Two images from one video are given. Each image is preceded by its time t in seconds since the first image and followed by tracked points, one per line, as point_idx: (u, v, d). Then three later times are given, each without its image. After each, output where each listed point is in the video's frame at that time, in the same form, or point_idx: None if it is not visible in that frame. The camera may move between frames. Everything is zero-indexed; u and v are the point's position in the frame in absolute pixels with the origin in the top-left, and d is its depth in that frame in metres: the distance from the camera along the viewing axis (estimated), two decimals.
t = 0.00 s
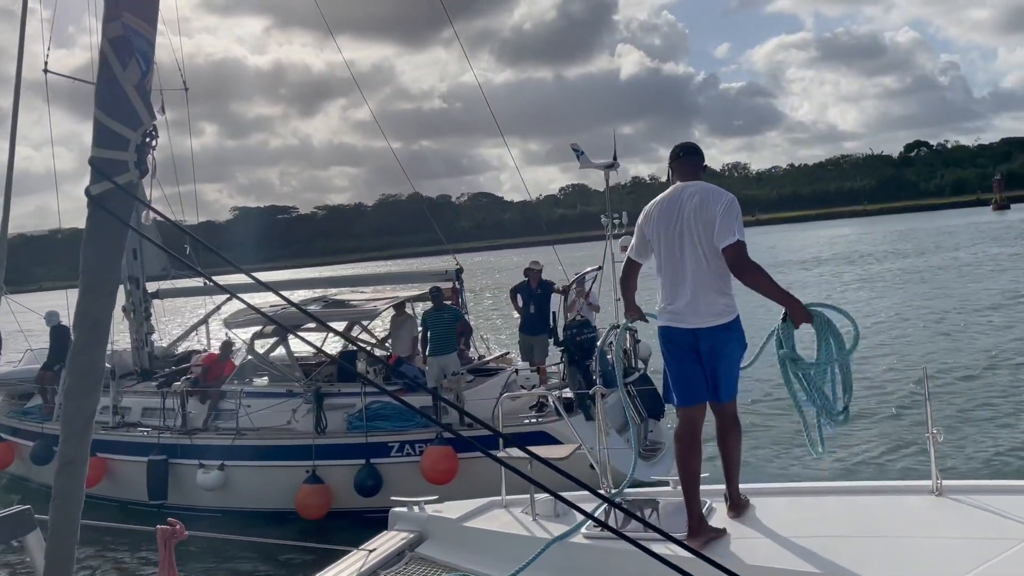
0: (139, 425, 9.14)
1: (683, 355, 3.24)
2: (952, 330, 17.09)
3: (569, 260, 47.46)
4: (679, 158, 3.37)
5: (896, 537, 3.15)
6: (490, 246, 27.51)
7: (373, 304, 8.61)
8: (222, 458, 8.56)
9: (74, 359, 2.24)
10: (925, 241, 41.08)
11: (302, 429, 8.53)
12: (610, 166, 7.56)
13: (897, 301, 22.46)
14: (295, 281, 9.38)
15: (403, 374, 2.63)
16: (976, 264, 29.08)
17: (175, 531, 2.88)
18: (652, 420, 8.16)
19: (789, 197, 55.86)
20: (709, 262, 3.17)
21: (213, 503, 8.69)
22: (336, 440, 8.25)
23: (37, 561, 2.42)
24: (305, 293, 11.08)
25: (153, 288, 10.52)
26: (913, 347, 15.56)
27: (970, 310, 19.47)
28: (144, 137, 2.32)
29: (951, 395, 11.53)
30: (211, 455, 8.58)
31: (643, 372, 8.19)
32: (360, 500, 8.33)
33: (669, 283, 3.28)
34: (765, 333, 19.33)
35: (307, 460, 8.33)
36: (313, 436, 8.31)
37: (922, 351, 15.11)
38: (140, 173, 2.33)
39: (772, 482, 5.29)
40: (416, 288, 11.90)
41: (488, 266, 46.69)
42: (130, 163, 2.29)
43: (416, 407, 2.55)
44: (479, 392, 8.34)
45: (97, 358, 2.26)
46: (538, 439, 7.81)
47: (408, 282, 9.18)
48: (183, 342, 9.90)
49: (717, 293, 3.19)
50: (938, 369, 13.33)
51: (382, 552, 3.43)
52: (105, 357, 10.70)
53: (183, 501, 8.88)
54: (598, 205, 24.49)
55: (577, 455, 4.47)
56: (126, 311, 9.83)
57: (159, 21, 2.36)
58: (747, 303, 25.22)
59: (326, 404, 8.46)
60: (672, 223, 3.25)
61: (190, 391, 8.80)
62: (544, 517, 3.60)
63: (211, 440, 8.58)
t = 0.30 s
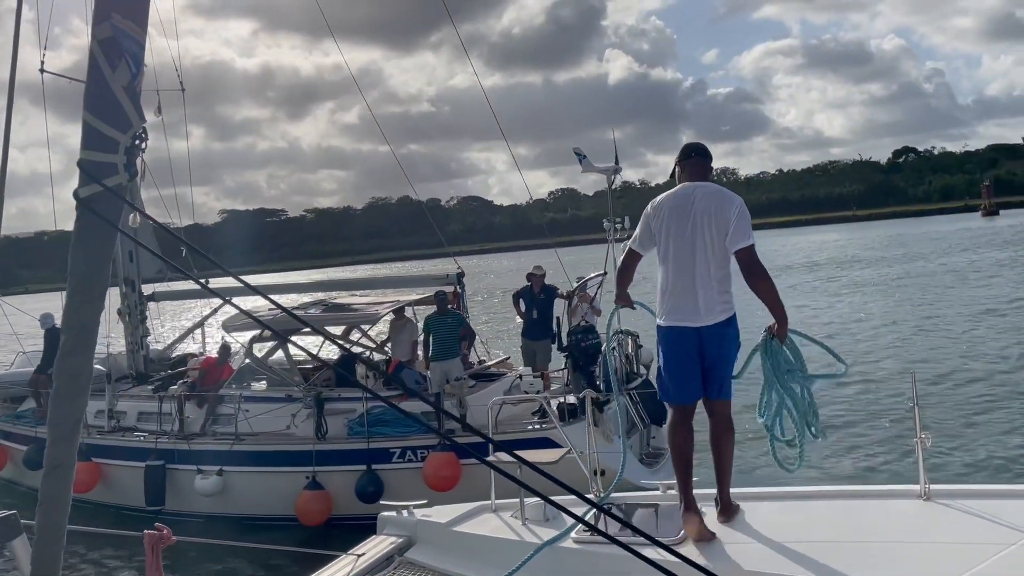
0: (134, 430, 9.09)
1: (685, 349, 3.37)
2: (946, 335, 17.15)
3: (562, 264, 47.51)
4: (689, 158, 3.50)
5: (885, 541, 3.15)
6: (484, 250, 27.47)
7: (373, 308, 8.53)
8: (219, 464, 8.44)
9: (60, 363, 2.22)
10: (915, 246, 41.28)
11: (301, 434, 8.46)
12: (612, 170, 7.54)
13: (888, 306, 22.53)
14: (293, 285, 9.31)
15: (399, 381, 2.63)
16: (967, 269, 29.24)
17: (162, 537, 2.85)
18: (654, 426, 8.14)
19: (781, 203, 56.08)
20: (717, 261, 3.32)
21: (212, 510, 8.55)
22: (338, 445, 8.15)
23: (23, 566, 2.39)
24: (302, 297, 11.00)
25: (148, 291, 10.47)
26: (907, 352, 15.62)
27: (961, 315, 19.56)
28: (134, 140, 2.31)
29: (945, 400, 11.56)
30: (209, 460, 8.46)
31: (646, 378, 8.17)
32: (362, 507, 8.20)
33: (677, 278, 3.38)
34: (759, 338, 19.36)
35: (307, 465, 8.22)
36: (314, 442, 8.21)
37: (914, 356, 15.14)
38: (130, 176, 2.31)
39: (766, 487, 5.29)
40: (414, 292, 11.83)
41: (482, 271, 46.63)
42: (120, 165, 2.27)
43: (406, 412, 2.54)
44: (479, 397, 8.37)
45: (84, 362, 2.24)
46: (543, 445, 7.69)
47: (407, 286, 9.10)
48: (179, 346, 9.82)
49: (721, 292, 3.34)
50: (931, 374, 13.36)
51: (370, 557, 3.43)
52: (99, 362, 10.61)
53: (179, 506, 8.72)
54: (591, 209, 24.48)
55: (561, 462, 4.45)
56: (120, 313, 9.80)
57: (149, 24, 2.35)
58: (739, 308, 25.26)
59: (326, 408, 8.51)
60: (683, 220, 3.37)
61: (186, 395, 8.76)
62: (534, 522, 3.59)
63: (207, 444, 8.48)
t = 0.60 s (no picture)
0: (136, 434, 8.97)
1: (684, 351, 3.40)
2: (943, 341, 17.20)
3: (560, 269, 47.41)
4: (696, 163, 3.52)
5: (876, 548, 3.15)
6: (483, 254, 27.36)
7: (381, 312, 8.40)
8: (224, 469, 8.34)
9: (54, 366, 2.20)
10: (912, 253, 41.29)
11: (306, 440, 8.33)
12: (618, 175, 7.53)
13: (887, 312, 22.49)
14: (294, 288, 9.22)
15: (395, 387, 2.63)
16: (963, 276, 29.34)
17: (154, 540, 2.84)
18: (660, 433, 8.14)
19: (777, 208, 56.24)
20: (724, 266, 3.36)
21: (216, 515, 8.51)
22: (344, 451, 8.04)
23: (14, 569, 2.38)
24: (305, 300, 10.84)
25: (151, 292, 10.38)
26: (905, 358, 15.65)
27: (959, 322, 19.53)
28: (129, 142, 2.30)
29: (942, 406, 11.58)
30: (214, 466, 8.37)
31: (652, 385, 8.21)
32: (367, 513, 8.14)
33: (683, 281, 3.39)
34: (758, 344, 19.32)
35: (313, 471, 8.12)
36: (319, 447, 8.08)
37: (913, 362, 15.12)
38: (125, 178, 2.30)
39: (765, 492, 5.28)
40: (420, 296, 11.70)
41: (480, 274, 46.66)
42: (115, 168, 2.26)
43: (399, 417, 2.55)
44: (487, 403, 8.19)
45: (78, 365, 2.22)
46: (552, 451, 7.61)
47: (414, 291, 8.94)
48: (181, 349, 9.68)
49: (725, 296, 3.39)
50: (931, 381, 13.32)
51: (363, 562, 3.41)
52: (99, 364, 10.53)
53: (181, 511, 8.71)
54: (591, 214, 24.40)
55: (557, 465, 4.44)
56: (122, 315, 9.74)
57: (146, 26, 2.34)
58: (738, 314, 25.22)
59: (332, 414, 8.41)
60: (692, 223, 3.38)
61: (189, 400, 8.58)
62: (527, 526, 3.59)
63: (213, 450, 8.35)
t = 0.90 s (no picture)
0: (144, 436, 8.93)
1: (685, 356, 3.40)
2: (948, 347, 17.18)
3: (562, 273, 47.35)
4: (697, 171, 3.52)
5: (874, 556, 3.14)
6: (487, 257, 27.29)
7: (392, 316, 8.28)
8: (234, 473, 8.26)
9: (51, 368, 2.19)
10: (914, 259, 41.26)
11: (316, 444, 8.27)
12: (632, 179, 7.50)
13: (891, 318, 22.45)
14: (304, 291, 9.16)
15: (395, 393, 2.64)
16: (968, 282, 29.29)
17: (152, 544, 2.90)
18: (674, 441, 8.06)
19: (779, 214, 56.30)
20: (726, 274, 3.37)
21: (225, 520, 8.40)
22: (354, 456, 8.00)
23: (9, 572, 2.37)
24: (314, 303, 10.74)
25: (158, 295, 10.36)
26: (911, 364, 15.63)
27: (965, 329, 19.45)
28: (128, 145, 2.29)
29: (948, 413, 11.55)
30: (223, 469, 8.29)
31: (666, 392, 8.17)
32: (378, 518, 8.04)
33: (687, 289, 3.39)
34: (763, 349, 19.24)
35: (324, 477, 8.06)
36: (330, 453, 8.06)
37: (920, 369, 15.04)
38: (124, 180, 2.29)
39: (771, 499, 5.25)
40: (429, 300, 11.62)
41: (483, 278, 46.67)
42: (115, 170, 2.26)
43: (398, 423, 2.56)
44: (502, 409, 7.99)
45: (76, 367, 2.21)
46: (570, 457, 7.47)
47: (423, 295, 8.80)
48: (188, 352, 9.66)
49: (727, 303, 3.40)
50: (937, 388, 13.27)
51: (359, 567, 3.40)
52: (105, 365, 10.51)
53: (191, 515, 8.56)
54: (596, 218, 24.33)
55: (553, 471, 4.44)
56: (130, 317, 9.71)
57: (146, 30, 2.34)
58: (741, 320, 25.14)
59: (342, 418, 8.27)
60: (695, 231, 3.38)
61: (198, 403, 8.49)
62: (523, 532, 3.58)
63: (222, 454, 8.32)
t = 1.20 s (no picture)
0: (157, 439, 8.81)
1: (686, 362, 3.39)
2: (961, 354, 17.05)
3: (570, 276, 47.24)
4: (695, 178, 3.52)
5: (877, 566, 3.12)
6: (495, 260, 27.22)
7: (409, 319, 8.16)
8: (248, 476, 8.16)
9: (52, 372, 2.19)
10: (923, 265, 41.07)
11: (331, 448, 8.19)
12: (649, 184, 7.45)
13: (903, 324, 22.32)
14: (317, 293, 9.12)
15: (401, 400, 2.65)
16: (979, 288, 29.10)
17: (150, 548, 3.03)
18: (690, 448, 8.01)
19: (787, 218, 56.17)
20: (726, 279, 3.35)
21: (243, 524, 8.28)
22: (370, 459, 7.86)
23: None
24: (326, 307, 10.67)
25: (170, 296, 10.35)
26: (924, 371, 15.53)
27: (975, 336, 19.32)
28: (132, 148, 2.29)
29: (960, 421, 11.45)
30: (238, 473, 8.17)
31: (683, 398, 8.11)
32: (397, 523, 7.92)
33: (684, 295, 3.38)
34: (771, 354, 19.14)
35: (340, 481, 7.91)
36: (346, 456, 7.92)
37: (930, 376, 14.93)
38: (128, 184, 2.29)
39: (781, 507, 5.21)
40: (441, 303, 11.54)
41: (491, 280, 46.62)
42: (118, 174, 2.26)
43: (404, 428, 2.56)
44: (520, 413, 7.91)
45: (77, 371, 2.21)
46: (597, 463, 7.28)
47: (439, 298, 8.71)
48: (201, 353, 9.57)
49: (727, 309, 3.38)
50: (949, 395, 13.16)
51: (361, 571, 3.40)
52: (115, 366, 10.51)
53: (207, 520, 8.42)
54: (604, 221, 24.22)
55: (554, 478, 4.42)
56: (142, 318, 9.67)
57: (151, 34, 2.35)
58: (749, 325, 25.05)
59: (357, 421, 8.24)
60: (693, 237, 3.38)
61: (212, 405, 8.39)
62: (525, 538, 3.58)
63: (234, 456, 8.20)
